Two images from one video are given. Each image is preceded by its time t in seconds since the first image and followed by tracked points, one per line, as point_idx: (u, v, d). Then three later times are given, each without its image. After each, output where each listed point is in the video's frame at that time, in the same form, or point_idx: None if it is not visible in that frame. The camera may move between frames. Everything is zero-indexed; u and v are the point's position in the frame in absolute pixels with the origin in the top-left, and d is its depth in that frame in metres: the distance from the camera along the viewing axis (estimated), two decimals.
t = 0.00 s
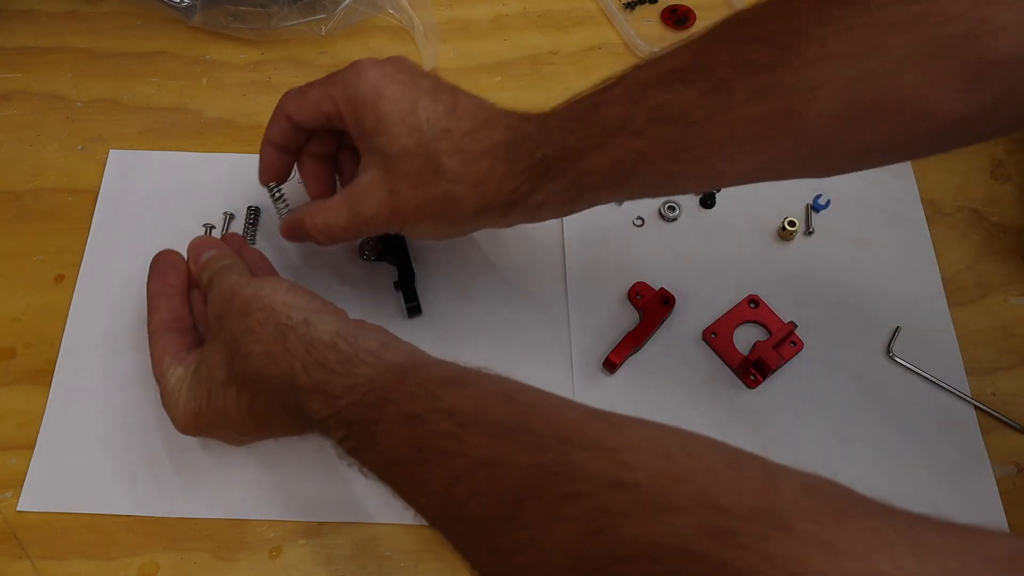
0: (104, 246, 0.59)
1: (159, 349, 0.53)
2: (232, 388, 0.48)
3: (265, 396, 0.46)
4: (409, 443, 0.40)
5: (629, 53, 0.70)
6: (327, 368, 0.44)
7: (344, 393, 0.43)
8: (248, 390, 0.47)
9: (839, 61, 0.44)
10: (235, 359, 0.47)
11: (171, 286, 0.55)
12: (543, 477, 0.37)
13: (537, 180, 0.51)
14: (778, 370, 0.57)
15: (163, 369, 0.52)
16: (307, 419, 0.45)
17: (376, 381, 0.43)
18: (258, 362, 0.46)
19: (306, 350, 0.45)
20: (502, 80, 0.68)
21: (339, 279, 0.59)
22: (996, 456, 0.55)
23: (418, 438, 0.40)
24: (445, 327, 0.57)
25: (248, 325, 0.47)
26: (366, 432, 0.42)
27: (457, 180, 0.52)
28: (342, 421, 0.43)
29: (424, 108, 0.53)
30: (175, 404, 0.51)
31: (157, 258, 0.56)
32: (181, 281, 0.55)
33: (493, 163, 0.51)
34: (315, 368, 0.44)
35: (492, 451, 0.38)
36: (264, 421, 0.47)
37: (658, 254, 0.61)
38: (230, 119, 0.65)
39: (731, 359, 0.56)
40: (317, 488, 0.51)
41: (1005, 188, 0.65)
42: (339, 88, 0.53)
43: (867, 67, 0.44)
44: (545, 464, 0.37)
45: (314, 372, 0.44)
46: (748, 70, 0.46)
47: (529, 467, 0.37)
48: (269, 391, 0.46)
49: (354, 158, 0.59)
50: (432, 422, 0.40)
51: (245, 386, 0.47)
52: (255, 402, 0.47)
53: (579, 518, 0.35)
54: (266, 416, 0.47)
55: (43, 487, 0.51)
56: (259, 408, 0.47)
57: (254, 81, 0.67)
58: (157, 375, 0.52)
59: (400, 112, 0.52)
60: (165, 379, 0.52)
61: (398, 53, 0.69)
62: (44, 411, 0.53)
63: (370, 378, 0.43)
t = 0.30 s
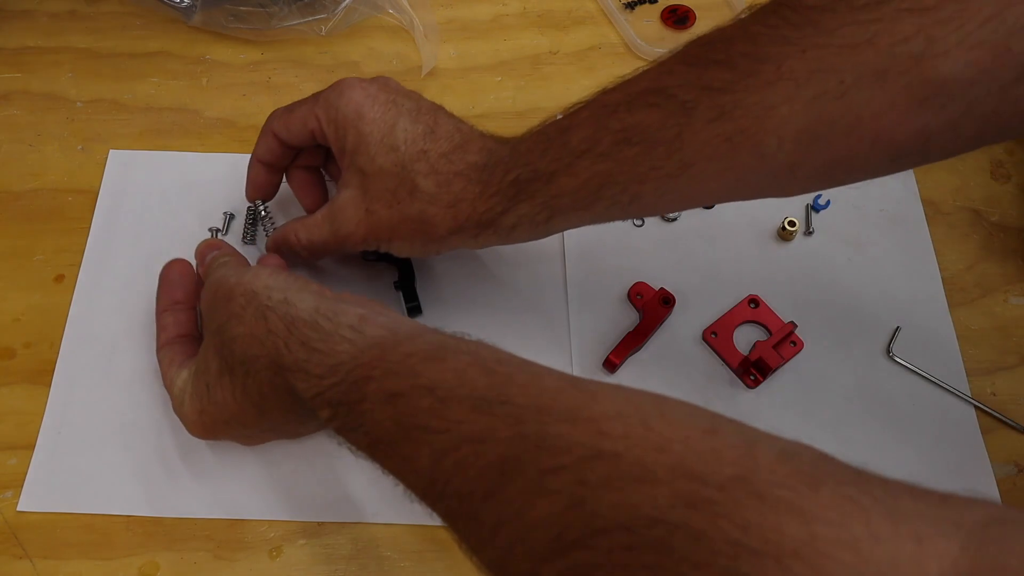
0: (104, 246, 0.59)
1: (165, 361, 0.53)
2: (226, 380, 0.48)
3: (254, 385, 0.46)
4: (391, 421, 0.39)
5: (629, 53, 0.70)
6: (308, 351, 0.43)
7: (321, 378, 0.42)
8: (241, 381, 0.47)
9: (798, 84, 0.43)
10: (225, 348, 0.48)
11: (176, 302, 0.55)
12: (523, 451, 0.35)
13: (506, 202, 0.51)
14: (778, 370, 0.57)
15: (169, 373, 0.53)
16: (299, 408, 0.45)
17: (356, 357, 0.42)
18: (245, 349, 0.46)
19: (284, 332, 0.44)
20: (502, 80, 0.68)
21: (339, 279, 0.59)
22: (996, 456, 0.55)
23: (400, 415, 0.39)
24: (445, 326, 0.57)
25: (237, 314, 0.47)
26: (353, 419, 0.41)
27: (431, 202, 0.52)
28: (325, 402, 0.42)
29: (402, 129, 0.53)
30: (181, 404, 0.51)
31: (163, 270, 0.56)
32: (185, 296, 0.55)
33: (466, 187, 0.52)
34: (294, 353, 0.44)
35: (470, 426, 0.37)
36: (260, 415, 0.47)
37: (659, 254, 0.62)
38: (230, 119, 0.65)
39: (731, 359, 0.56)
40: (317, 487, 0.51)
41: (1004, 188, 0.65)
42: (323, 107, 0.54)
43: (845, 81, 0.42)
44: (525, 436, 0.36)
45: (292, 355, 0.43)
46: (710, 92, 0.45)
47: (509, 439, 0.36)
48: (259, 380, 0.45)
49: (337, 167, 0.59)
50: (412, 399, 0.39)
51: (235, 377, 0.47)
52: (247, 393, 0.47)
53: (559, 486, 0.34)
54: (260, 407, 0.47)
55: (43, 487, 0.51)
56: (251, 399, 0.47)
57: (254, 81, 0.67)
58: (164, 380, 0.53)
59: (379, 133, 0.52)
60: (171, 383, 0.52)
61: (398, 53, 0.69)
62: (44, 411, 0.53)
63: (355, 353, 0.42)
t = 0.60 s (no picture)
0: (105, 246, 0.59)
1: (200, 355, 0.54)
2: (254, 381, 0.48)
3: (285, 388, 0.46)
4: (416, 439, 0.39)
5: (629, 53, 0.71)
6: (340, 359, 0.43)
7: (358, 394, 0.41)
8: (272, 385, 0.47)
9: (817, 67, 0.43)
10: (255, 353, 0.47)
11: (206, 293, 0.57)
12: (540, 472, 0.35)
13: (529, 185, 0.50)
14: (779, 370, 0.57)
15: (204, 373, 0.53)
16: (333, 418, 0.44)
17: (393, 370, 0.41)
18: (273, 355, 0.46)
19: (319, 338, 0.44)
20: (502, 80, 0.68)
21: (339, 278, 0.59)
22: (996, 455, 0.55)
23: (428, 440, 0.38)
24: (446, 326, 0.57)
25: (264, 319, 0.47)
26: (377, 436, 0.41)
27: (457, 178, 0.52)
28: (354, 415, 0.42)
29: (430, 111, 0.53)
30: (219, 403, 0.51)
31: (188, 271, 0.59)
32: (213, 288, 0.57)
33: (491, 166, 0.51)
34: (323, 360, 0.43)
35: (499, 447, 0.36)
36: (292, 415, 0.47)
37: (660, 255, 0.62)
38: (230, 120, 0.65)
39: (731, 359, 0.57)
40: (318, 489, 0.51)
41: (1004, 189, 0.66)
42: (353, 88, 0.55)
43: (850, 90, 0.43)
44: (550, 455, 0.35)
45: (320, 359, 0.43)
46: (739, 86, 0.45)
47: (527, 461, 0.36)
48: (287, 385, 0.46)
49: (363, 149, 0.57)
50: (456, 425, 0.38)
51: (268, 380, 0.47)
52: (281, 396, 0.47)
53: (578, 518, 0.34)
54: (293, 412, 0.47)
55: (43, 487, 0.51)
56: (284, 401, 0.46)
57: (254, 81, 0.67)
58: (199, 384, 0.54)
59: (407, 113, 0.53)
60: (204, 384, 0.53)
61: (398, 53, 0.69)
62: (44, 411, 0.53)
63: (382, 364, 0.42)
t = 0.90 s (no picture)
0: (104, 246, 0.59)
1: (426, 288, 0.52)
2: (519, 331, 0.45)
3: (542, 348, 0.44)
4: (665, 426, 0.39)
5: (629, 53, 0.71)
6: (607, 321, 0.41)
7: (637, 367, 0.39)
8: (509, 335, 0.45)
9: None
10: (551, 316, 0.42)
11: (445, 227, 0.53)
12: (794, 474, 0.35)
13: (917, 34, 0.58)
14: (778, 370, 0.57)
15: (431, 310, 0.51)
16: (552, 363, 0.44)
17: (660, 358, 0.39)
18: (521, 307, 0.44)
19: (596, 295, 0.41)
20: (502, 80, 0.68)
21: (339, 278, 0.59)
22: (995, 455, 0.55)
23: (676, 429, 0.38)
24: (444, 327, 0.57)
25: (524, 275, 0.45)
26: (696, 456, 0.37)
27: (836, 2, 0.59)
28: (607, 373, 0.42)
29: None
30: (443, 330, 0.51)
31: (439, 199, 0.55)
32: (456, 217, 0.54)
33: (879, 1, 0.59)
34: (579, 323, 0.41)
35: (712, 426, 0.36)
36: (503, 355, 0.46)
37: (662, 254, 0.61)
38: (231, 120, 0.65)
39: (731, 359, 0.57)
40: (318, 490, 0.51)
41: (1004, 189, 0.66)
42: None
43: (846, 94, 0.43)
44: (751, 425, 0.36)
45: (573, 310, 0.42)
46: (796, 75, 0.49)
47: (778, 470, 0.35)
48: (536, 330, 0.44)
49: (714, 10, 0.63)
50: (806, 476, 0.35)
51: (511, 325, 0.46)
52: (505, 343, 0.46)
53: None
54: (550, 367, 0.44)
55: (43, 488, 0.51)
56: (515, 348, 0.46)
57: (255, 81, 0.67)
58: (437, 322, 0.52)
59: None
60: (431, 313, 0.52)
61: (398, 53, 0.69)
62: (43, 412, 0.53)
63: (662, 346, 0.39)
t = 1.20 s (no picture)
0: (103, 247, 0.59)
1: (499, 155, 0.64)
2: (573, 161, 0.58)
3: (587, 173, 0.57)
4: (665, 263, 0.49)
5: (628, 53, 0.70)
6: (645, 169, 0.55)
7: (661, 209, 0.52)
8: (563, 160, 0.59)
9: None
10: (609, 152, 0.57)
11: (542, 74, 0.64)
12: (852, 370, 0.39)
13: None
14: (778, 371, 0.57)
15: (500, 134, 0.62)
16: (599, 189, 0.55)
17: (684, 213, 0.52)
18: (593, 153, 0.58)
19: (658, 163, 0.55)
20: (502, 80, 0.68)
21: (339, 278, 0.59)
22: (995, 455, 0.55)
23: (690, 259, 0.48)
24: (445, 327, 0.57)
25: (597, 129, 0.59)
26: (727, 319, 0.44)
27: None
28: (637, 210, 0.53)
29: None
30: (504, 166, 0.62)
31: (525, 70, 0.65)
32: (568, 82, 0.65)
33: None
34: (640, 166, 0.55)
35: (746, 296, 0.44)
36: (552, 178, 0.58)
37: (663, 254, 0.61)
38: (231, 119, 0.65)
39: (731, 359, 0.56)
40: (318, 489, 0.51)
41: (1004, 189, 0.66)
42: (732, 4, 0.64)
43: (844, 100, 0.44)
44: (771, 287, 0.44)
45: (628, 160, 0.55)
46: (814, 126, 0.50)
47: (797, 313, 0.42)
48: (591, 166, 0.57)
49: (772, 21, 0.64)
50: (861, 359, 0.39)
51: (566, 162, 0.59)
52: (562, 158, 0.59)
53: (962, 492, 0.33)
54: (602, 195, 0.55)
55: (43, 488, 0.51)
56: (569, 177, 0.58)
57: (255, 81, 0.67)
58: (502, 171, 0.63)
59: None
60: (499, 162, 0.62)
61: (398, 53, 0.69)
62: (42, 413, 0.53)
63: (692, 206, 0.52)
